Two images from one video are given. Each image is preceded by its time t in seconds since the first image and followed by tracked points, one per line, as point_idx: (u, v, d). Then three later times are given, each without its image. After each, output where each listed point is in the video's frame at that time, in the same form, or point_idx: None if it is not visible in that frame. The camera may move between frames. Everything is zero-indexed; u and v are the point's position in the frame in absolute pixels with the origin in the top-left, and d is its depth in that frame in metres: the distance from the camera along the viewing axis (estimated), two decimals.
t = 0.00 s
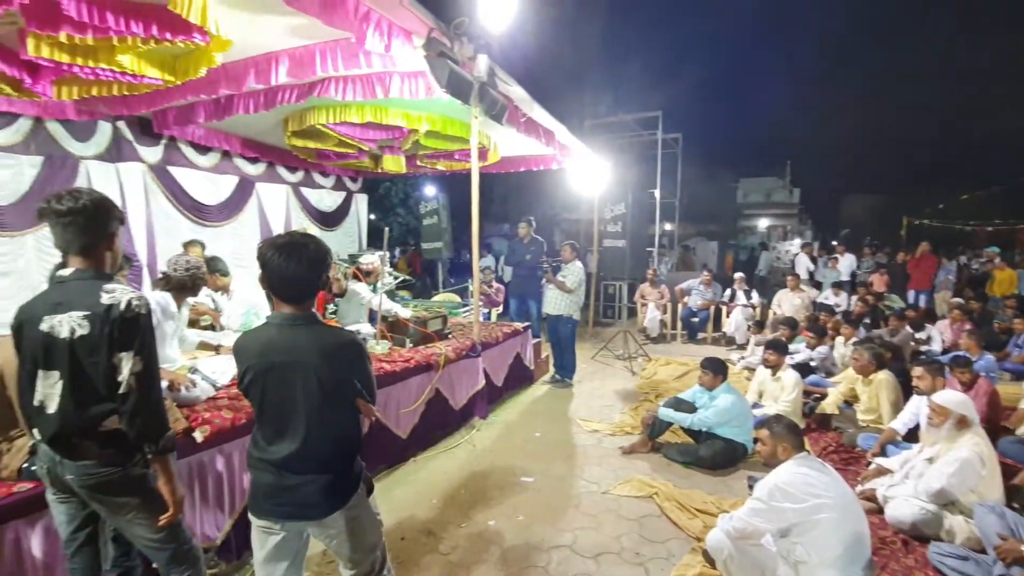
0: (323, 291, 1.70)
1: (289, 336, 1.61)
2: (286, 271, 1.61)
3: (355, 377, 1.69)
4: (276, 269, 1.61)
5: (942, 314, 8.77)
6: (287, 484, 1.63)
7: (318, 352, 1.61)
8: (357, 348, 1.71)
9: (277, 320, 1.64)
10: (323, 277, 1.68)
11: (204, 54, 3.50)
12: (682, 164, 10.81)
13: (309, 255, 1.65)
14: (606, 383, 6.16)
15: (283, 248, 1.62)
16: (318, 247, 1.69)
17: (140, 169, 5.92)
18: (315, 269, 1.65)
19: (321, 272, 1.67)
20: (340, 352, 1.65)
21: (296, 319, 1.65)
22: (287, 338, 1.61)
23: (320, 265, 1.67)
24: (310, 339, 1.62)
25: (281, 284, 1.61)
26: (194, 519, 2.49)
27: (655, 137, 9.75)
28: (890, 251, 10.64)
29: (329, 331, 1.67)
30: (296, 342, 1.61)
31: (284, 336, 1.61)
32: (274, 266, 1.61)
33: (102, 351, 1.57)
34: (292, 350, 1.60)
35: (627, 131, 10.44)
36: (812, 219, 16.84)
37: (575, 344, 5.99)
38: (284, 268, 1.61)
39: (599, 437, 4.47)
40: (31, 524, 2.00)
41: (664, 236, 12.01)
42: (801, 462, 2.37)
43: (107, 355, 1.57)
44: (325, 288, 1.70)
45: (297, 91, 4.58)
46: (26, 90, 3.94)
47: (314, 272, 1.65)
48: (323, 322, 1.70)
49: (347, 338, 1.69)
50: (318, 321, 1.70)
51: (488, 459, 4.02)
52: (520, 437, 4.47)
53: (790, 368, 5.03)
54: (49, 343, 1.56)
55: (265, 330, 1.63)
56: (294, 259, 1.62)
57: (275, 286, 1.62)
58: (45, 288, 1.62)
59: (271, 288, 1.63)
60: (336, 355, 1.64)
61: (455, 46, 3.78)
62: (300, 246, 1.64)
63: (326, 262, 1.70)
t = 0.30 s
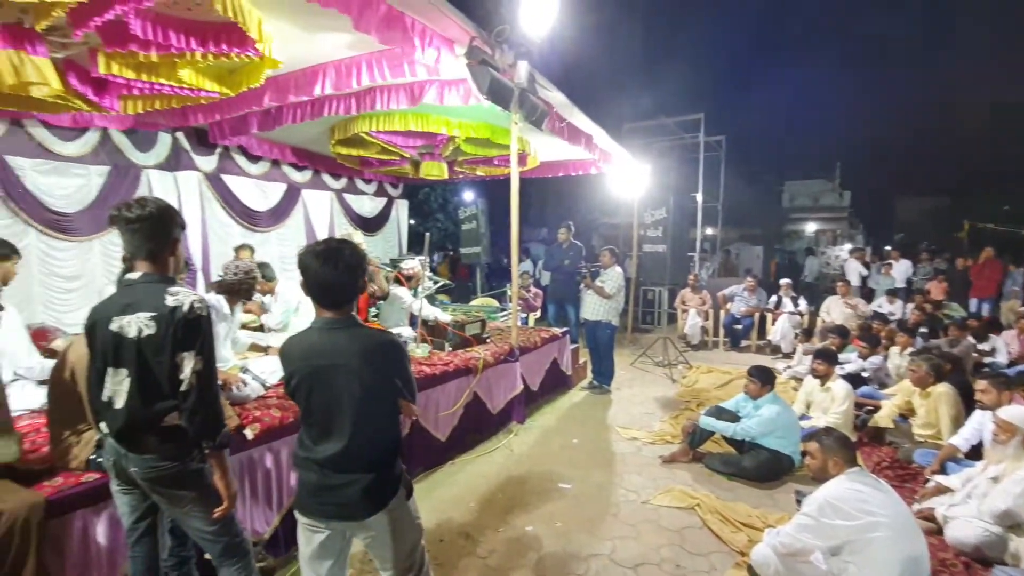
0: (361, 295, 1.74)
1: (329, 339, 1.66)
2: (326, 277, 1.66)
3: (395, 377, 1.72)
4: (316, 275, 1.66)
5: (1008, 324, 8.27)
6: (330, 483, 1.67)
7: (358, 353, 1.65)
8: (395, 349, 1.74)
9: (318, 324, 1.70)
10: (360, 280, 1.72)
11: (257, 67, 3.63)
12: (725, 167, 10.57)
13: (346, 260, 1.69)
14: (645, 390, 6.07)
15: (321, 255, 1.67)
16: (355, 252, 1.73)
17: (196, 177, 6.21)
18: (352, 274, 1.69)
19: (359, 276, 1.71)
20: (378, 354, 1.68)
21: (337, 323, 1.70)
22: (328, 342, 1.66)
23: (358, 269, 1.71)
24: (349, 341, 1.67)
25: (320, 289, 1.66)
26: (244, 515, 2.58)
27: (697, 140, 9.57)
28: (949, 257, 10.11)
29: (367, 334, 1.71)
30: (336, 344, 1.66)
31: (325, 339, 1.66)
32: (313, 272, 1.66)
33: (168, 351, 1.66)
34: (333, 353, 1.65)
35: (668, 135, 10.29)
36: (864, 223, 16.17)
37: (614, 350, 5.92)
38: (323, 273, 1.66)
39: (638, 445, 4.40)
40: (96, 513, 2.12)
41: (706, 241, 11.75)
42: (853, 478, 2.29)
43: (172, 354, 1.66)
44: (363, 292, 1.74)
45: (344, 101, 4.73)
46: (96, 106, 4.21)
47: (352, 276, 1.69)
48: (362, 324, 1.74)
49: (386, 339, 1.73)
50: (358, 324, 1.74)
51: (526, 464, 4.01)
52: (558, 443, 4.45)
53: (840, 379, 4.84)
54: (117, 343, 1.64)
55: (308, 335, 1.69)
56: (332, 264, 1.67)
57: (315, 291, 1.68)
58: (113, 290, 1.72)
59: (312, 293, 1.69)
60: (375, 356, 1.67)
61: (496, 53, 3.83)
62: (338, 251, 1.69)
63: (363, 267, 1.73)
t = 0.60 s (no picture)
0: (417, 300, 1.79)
1: (393, 343, 1.70)
2: (387, 283, 1.70)
3: (453, 377, 1.78)
4: (378, 281, 1.70)
5: None
6: (395, 482, 1.71)
7: (421, 356, 1.70)
8: (453, 350, 1.80)
9: (378, 329, 1.73)
10: (418, 285, 1.76)
11: (306, 77, 3.76)
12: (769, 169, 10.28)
13: (403, 266, 1.73)
14: (686, 398, 5.95)
15: (380, 261, 1.71)
16: (410, 257, 1.77)
17: (246, 184, 6.45)
18: (411, 278, 1.73)
19: (416, 280, 1.76)
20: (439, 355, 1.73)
21: (397, 327, 1.73)
22: (392, 345, 1.70)
23: (415, 274, 1.76)
24: (412, 344, 1.71)
25: (382, 295, 1.70)
26: (292, 511, 2.66)
27: (741, 141, 9.35)
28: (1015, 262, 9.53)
29: (426, 336, 1.75)
30: (400, 347, 1.70)
31: (388, 344, 1.70)
32: (374, 278, 1.70)
33: (223, 352, 1.72)
34: (398, 356, 1.68)
35: (710, 136, 10.08)
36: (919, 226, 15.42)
37: (654, 356, 5.82)
38: (384, 279, 1.70)
39: (679, 454, 4.32)
40: (156, 505, 2.22)
41: (750, 245, 11.45)
42: (911, 495, 2.18)
43: (226, 354, 1.72)
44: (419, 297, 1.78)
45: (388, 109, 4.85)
46: (158, 118, 4.45)
47: (411, 281, 1.73)
48: (420, 327, 1.78)
49: (445, 340, 1.78)
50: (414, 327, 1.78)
51: (565, 470, 3.99)
52: (596, 450, 4.41)
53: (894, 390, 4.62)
54: (177, 342, 1.73)
55: (369, 340, 1.72)
56: (391, 271, 1.71)
57: (375, 297, 1.72)
58: (178, 291, 1.81)
59: (372, 299, 1.73)
60: (436, 357, 1.73)
61: (537, 59, 3.85)
62: (397, 257, 1.73)
63: (418, 272, 1.78)
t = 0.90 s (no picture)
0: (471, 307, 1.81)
1: (450, 350, 1.73)
2: (444, 292, 1.72)
3: (509, 383, 1.80)
4: (435, 290, 1.73)
5: None
6: (453, 486, 1.73)
7: (478, 363, 1.73)
8: (508, 357, 1.82)
9: (435, 337, 1.76)
10: (473, 294, 1.79)
11: (355, 86, 3.87)
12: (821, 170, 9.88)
13: (459, 275, 1.76)
14: (732, 407, 5.77)
15: (436, 269, 1.74)
16: (465, 265, 1.80)
17: (297, 192, 6.68)
18: (466, 287, 1.76)
19: (472, 289, 1.78)
20: (495, 363, 1.76)
21: (453, 335, 1.76)
22: (450, 353, 1.72)
23: (470, 282, 1.78)
24: (469, 351, 1.74)
25: (439, 304, 1.73)
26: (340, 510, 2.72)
27: (791, 142, 9.04)
28: None
29: (483, 344, 1.78)
30: (457, 354, 1.72)
31: (445, 351, 1.73)
32: (430, 287, 1.74)
33: (266, 354, 1.78)
34: (457, 363, 1.71)
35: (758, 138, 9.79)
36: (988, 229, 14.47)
37: (699, 364, 5.68)
38: (441, 287, 1.73)
39: (726, 466, 4.19)
40: (214, 501, 2.32)
41: (801, 249, 11.03)
42: (983, 517, 2.05)
43: (267, 357, 1.78)
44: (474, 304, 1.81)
45: (433, 116, 4.94)
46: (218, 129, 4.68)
47: (467, 290, 1.76)
48: (474, 335, 1.81)
49: (500, 347, 1.81)
50: (470, 335, 1.80)
51: (608, 479, 3.93)
52: (640, 459, 4.33)
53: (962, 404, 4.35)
54: (224, 337, 1.80)
55: (427, 348, 1.74)
56: (447, 279, 1.74)
57: (431, 305, 1.75)
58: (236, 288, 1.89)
59: (428, 307, 1.76)
60: (493, 364, 1.75)
61: (581, 64, 3.84)
62: (453, 266, 1.76)
63: (473, 280, 1.80)
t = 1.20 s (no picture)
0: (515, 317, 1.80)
1: (491, 360, 1.72)
2: (488, 302, 1.72)
3: (550, 395, 1.77)
4: (479, 299, 1.73)
5: None
6: (490, 494, 1.72)
7: (519, 374, 1.71)
8: (550, 369, 1.80)
9: (478, 346, 1.77)
10: (518, 304, 1.77)
11: (408, 96, 3.95)
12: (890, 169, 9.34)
13: (503, 285, 1.75)
14: (793, 419, 5.52)
15: (481, 279, 1.75)
16: (510, 275, 1.79)
17: (352, 200, 6.88)
18: (510, 298, 1.75)
19: (516, 299, 1.77)
20: (537, 374, 1.74)
21: (496, 345, 1.76)
22: (491, 362, 1.72)
23: (515, 292, 1.77)
24: (511, 361, 1.72)
25: (483, 313, 1.73)
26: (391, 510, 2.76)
27: (856, 140, 8.59)
28: None
29: (525, 354, 1.76)
30: (499, 364, 1.71)
31: (487, 361, 1.72)
32: (475, 296, 1.74)
33: (348, 372, 1.83)
34: (498, 373, 1.70)
35: (821, 136, 9.36)
36: None
37: (757, 373, 5.46)
38: (484, 297, 1.73)
39: (786, 481, 4.01)
40: (276, 498, 2.39)
41: (867, 253, 10.45)
42: None
43: (345, 372, 1.83)
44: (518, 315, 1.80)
45: (484, 122, 4.98)
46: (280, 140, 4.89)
47: (511, 300, 1.75)
48: (517, 345, 1.79)
49: (542, 358, 1.79)
50: (512, 345, 1.79)
51: (661, 491, 3.83)
52: (693, 470, 4.20)
53: None
54: (299, 340, 1.84)
55: (469, 357, 1.75)
56: (491, 289, 1.73)
57: (475, 314, 1.75)
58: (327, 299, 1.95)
59: (472, 316, 1.76)
60: (534, 376, 1.73)
61: (634, 65, 3.79)
62: (498, 275, 1.75)
63: (518, 291, 1.79)
